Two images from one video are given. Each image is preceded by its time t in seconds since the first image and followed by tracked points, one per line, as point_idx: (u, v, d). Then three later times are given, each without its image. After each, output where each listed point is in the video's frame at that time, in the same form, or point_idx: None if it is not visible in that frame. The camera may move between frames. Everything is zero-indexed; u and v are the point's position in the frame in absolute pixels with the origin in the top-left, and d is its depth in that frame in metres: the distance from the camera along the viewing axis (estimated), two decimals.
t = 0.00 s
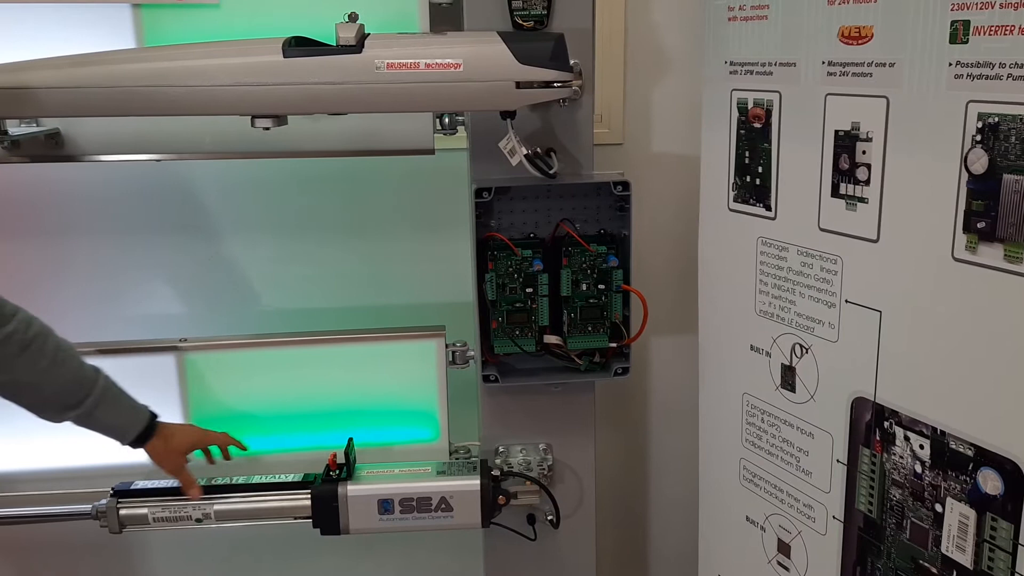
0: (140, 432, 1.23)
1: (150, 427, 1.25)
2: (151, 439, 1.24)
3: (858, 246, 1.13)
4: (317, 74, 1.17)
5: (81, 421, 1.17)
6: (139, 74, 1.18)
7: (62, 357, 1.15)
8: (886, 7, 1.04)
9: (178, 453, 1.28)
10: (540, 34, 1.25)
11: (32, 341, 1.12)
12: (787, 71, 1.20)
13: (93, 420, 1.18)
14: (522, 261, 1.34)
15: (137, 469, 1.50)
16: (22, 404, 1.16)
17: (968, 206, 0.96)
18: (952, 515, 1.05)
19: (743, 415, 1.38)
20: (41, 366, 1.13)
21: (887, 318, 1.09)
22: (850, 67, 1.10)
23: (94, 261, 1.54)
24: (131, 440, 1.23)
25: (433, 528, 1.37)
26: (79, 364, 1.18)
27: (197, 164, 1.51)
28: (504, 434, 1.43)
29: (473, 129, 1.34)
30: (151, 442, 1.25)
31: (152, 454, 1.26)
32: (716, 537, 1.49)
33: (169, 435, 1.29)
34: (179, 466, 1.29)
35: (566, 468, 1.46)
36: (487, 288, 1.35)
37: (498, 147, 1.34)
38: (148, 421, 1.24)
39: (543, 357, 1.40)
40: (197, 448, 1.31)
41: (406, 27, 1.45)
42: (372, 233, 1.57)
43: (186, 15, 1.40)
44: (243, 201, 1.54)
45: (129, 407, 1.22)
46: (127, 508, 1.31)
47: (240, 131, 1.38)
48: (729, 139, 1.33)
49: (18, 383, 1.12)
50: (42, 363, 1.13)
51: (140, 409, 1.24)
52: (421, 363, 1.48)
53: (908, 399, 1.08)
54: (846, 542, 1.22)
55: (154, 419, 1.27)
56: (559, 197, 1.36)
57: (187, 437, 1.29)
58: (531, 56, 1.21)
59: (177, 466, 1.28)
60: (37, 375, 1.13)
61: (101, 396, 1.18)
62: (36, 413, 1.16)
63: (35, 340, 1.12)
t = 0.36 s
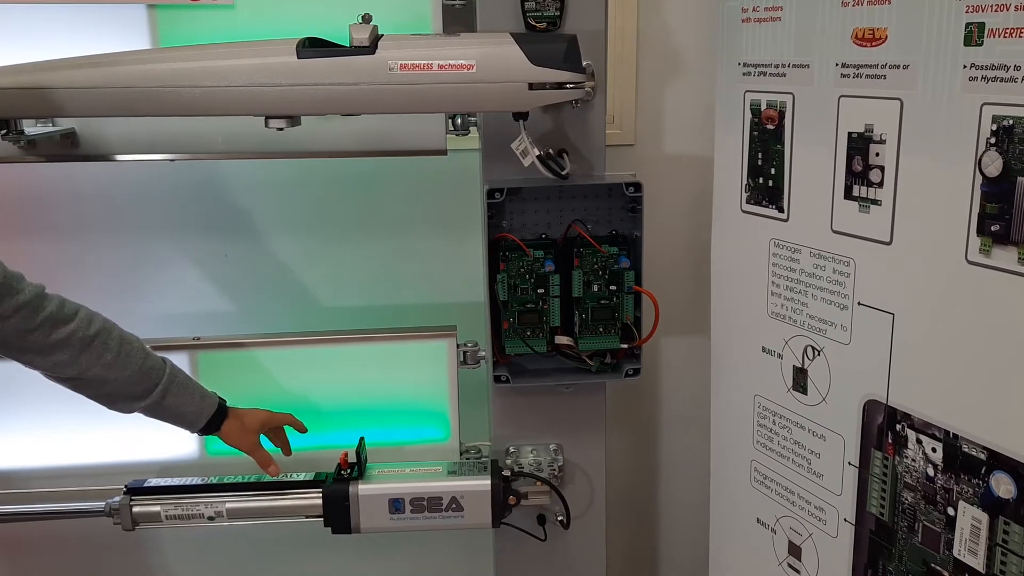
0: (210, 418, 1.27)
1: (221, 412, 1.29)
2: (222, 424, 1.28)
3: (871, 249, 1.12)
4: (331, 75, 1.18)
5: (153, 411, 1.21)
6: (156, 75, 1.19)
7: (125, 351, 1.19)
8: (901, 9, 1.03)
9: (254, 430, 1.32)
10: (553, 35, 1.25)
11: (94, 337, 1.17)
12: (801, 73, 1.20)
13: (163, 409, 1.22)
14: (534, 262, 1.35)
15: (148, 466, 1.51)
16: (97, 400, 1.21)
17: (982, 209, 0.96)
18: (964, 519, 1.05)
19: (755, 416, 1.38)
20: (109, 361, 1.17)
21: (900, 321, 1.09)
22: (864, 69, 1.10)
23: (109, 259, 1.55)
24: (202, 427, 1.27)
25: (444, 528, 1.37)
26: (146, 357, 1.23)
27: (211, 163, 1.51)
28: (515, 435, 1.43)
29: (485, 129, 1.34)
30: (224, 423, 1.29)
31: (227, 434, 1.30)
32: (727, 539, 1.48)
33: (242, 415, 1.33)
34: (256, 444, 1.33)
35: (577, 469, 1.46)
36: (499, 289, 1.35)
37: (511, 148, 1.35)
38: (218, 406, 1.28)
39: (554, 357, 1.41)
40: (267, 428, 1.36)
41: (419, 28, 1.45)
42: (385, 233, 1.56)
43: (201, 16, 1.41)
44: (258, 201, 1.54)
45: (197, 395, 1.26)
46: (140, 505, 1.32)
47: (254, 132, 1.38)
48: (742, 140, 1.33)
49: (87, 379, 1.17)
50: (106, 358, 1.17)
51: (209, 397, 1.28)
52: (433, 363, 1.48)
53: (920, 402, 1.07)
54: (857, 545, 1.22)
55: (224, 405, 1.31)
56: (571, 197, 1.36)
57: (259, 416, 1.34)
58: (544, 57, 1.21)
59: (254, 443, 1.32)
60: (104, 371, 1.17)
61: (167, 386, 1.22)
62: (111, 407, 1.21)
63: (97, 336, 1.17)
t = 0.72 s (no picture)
0: (193, 426, 1.26)
1: (204, 421, 1.28)
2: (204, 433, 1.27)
3: (885, 250, 1.12)
4: (347, 76, 1.19)
5: (137, 417, 1.20)
6: (173, 76, 1.19)
7: (115, 355, 1.18)
8: (917, 10, 1.03)
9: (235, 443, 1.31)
10: (567, 37, 1.25)
11: (85, 340, 1.16)
12: (815, 74, 1.20)
13: (148, 416, 1.21)
14: (546, 262, 1.34)
15: (163, 464, 1.52)
16: (80, 404, 1.20)
17: (998, 211, 0.96)
18: (978, 522, 1.04)
19: (767, 418, 1.38)
20: (98, 365, 1.16)
21: (915, 324, 1.09)
22: (879, 71, 1.10)
23: (119, 259, 1.53)
24: (184, 435, 1.26)
25: (456, 528, 1.37)
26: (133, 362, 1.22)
27: (223, 164, 1.49)
28: (527, 435, 1.43)
29: (499, 130, 1.34)
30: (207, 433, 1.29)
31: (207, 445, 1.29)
32: (738, 541, 1.48)
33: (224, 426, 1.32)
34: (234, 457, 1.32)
35: (589, 470, 1.46)
36: (512, 289, 1.35)
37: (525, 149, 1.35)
38: (201, 415, 1.27)
39: (566, 358, 1.41)
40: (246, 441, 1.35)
41: (434, 29, 1.45)
42: (398, 233, 1.54)
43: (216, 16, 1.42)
44: (270, 203, 1.52)
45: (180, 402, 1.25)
46: (155, 503, 1.33)
47: (269, 132, 1.38)
48: (756, 142, 1.32)
49: (75, 382, 1.16)
50: (96, 361, 1.16)
51: (193, 405, 1.27)
52: (445, 364, 1.48)
53: (934, 405, 1.07)
54: (870, 548, 1.21)
55: (206, 414, 1.30)
56: (584, 198, 1.36)
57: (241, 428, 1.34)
58: (557, 58, 1.21)
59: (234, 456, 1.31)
60: (93, 373, 1.16)
61: (153, 392, 1.21)
62: (94, 410, 1.20)
63: (87, 339, 1.16)
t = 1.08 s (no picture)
0: (119, 446, 1.26)
1: (129, 442, 1.28)
2: (128, 454, 1.27)
3: (905, 251, 1.11)
4: (365, 75, 1.19)
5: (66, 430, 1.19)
6: (192, 75, 1.20)
7: (59, 365, 1.18)
8: (939, 9, 1.02)
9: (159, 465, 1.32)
10: (585, 36, 1.25)
11: (33, 346, 1.15)
12: (835, 74, 1.19)
13: (79, 430, 1.20)
14: (563, 262, 1.34)
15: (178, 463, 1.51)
16: (10, 410, 1.17)
17: (1021, 212, 0.95)
18: (999, 526, 1.04)
19: (785, 420, 1.37)
20: (41, 372, 1.16)
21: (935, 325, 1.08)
22: (900, 70, 1.09)
23: (137, 257, 1.54)
24: (108, 453, 1.25)
25: (472, 527, 1.37)
26: (71, 374, 1.21)
27: (242, 164, 1.50)
28: (543, 435, 1.43)
29: (516, 129, 1.34)
30: (130, 454, 1.29)
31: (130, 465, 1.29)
32: (753, 543, 1.47)
33: (146, 448, 1.33)
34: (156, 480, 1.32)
35: (604, 470, 1.46)
36: (528, 289, 1.35)
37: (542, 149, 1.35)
38: (126, 438, 1.27)
39: (582, 358, 1.41)
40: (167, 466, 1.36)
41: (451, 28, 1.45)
42: (415, 233, 1.54)
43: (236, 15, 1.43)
44: (287, 202, 1.52)
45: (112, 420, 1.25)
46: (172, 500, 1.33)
47: (287, 131, 1.38)
48: (774, 142, 1.32)
49: (14, 386, 1.15)
50: (40, 368, 1.16)
51: (122, 424, 1.27)
52: (461, 364, 1.46)
53: (955, 407, 1.06)
54: (889, 551, 1.20)
55: (132, 435, 1.30)
56: (601, 198, 1.36)
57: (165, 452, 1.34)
58: (575, 57, 1.21)
59: (156, 478, 1.32)
60: (35, 379, 1.15)
61: (88, 406, 1.21)
62: (21, 417, 1.18)
63: (36, 347, 1.16)
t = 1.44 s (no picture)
0: (118, 443, 1.27)
1: (129, 439, 1.29)
2: (128, 450, 1.28)
3: (925, 251, 1.10)
4: (382, 74, 1.19)
5: (67, 426, 1.21)
6: (210, 73, 1.20)
7: (61, 363, 1.20)
8: (960, 7, 1.01)
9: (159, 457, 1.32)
10: (602, 35, 1.25)
11: (36, 344, 1.18)
12: (854, 73, 1.19)
13: (80, 425, 1.22)
14: (579, 261, 1.34)
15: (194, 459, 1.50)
16: (13, 405, 1.20)
17: None
18: (1019, 528, 1.03)
19: (801, 420, 1.36)
20: (43, 369, 1.18)
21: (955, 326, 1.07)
22: (920, 69, 1.08)
23: (154, 255, 1.54)
24: (109, 450, 1.27)
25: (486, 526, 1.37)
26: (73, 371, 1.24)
27: (259, 162, 1.50)
28: (558, 435, 1.43)
29: (532, 129, 1.34)
30: (129, 449, 1.30)
31: (130, 459, 1.30)
32: (768, 544, 1.47)
33: (146, 444, 1.34)
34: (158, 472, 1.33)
35: (619, 470, 1.45)
36: (544, 288, 1.35)
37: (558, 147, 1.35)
38: (127, 435, 1.29)
39: (597, 358, 1.40)
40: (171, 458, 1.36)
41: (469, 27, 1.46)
42: (431, 232, 1.54)
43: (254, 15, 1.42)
44: (304, 200, 1.52)
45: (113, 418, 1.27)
46: (187, 497, 1.34)
47: (304, 129, 1.39)
48: (792, 141, 1.31)
49: (17, 381, 1.17)
50: (43, 363, 1.18)
51: (122, 422, 1.28)
52: (475, 363, 1.46)
53: (975, 409, 1.05)
54: (906, 553, 1.19)
55: (132, 432, 1.31)
56: (617, 197, 1.36)
57: (165, 445, 1.35)
58: (592, 56, 1.21)
59: (158, 470, 1.32)
60: (37, 376, 1.18)
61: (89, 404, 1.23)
62: (23, 412, 1.20)
63: (39, 345, 1.18)
